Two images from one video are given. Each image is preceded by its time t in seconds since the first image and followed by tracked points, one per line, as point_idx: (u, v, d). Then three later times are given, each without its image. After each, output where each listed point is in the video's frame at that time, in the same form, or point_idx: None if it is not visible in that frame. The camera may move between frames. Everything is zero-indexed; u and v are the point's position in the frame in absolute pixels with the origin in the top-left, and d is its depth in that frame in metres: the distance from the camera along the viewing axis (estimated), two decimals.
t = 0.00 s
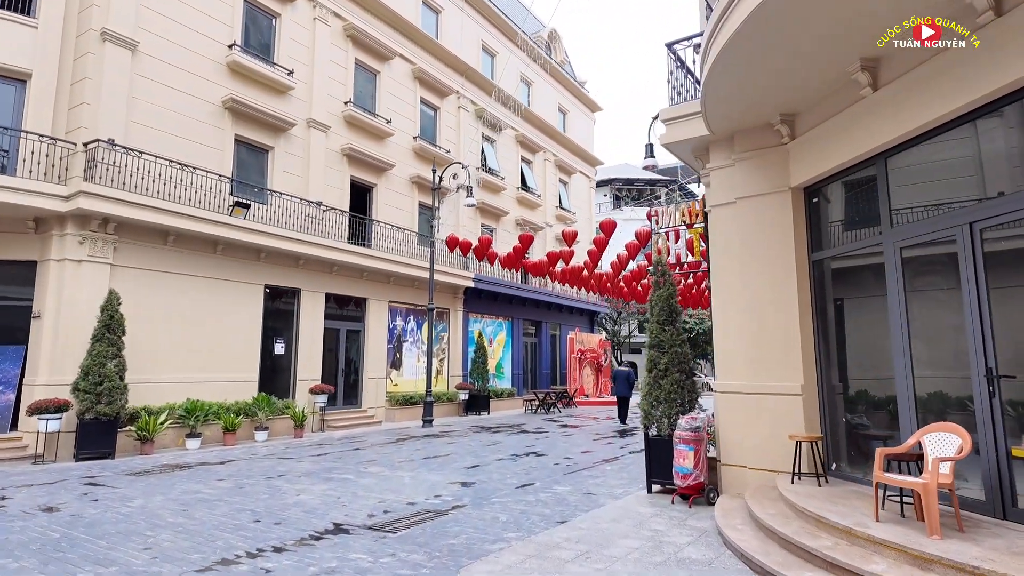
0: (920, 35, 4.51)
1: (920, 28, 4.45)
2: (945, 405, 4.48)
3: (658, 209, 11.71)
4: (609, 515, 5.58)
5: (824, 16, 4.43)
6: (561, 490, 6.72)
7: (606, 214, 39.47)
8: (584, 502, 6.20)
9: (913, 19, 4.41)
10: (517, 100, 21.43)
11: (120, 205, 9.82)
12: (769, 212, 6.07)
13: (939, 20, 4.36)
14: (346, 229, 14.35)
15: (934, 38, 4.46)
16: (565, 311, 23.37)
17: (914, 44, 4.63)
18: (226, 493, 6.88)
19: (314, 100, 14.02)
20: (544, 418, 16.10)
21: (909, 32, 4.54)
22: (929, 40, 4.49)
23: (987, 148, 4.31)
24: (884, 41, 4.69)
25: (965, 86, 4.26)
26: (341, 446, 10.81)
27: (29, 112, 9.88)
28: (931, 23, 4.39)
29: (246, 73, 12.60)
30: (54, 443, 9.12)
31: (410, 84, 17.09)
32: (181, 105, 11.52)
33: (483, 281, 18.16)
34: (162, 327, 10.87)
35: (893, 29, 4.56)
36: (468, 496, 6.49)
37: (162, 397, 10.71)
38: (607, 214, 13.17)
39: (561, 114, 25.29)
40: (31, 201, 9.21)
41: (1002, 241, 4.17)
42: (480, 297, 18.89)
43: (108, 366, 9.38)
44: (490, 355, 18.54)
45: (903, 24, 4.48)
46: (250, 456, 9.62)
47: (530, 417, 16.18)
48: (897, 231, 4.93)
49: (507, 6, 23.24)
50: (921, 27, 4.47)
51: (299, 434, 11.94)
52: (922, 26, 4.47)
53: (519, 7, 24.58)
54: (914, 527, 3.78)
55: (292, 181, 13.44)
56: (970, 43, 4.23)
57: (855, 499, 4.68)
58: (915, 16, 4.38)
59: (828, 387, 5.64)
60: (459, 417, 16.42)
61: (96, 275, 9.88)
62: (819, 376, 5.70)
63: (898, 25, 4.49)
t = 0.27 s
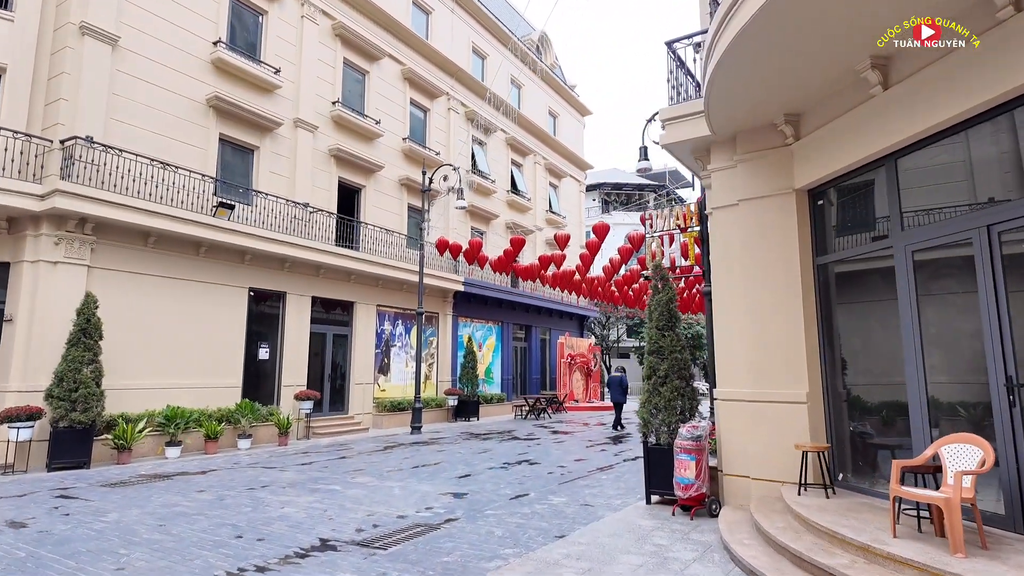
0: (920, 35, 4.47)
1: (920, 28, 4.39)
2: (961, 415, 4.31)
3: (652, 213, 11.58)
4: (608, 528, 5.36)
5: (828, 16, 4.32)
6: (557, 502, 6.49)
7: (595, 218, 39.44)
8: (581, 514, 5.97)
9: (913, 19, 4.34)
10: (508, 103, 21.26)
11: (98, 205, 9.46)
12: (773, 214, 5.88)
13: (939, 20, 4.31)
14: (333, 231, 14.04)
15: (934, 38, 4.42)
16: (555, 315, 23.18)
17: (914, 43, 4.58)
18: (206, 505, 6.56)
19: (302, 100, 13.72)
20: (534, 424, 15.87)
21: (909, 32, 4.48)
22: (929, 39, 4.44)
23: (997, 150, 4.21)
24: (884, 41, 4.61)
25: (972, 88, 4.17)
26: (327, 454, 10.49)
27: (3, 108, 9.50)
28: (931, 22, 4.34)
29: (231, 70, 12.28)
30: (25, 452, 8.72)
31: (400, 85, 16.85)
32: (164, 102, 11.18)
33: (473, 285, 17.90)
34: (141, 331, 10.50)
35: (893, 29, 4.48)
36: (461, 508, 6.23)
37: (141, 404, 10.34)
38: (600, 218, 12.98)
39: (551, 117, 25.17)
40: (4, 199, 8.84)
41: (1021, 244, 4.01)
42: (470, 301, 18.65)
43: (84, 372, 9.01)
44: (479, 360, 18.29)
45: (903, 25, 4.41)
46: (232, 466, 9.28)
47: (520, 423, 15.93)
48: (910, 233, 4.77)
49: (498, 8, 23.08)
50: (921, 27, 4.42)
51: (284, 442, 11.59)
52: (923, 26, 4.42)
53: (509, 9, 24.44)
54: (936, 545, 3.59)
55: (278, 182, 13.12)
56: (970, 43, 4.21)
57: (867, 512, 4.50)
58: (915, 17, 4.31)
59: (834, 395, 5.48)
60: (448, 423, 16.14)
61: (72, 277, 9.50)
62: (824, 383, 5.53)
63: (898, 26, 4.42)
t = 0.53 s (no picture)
0: (920, 35, 4.40)
1: (921, 28, 4.32)
2: (974, 421, 4.16)
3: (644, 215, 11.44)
4: (606, 539, 5.13)
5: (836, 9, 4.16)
6: (551, 511, 6.25)
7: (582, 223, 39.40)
8: (577, 524, 5.75)
9: (914, 19, 4.26)
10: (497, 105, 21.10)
11: (73, 203, 9.10)
12: (774, 214, 5.71)
13: (940, 20, 4.25)
14: (319, 233, 13.73)
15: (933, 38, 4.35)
16: (543, 320, 22.99)
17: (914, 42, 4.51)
18: (183, 517, 6.23)
19: (287, 98, 13.43)
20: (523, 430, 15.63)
21: (910, 31, 4.41)
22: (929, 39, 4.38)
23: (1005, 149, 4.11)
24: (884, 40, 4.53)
25: (979, 87, 4.06)
26: (311, 461, 10.17)
27: None
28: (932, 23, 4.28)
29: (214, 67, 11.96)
30: None
31: (388, 85, 16.60)
32: (144, 98, 10.84)
33: (461, 288, 17.66)
34: (117, 334, 10.12)
35: (894, 29, 4.42)
36: (452, 519, 5.98)
37: (116, 410, 9.94)
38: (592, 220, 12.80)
39: (540, 121, 25.05)
40: None
41: None
42: (458, 305, 18.39)
43: (56, 377, 8.62)
44: (467, 365, 18.02)
45: (903, 24, 4.34)
46: (212, 474, 8.93)
47: (510, 429, 15.69)
48: (918, 233, 4.63)
49: (487, 10, 22.93)
50: (921, 27, 4.34)
51: (266, 449, 11.25)
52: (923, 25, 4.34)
53: (498, 12, 24.31)
54: (956, 557, 3.41)
55: (262, 182, 12.81)
56: (970, 43, 4.13)
57: (878, 522, 4.32)
58: (916, 16, 4.24)
59: (838, 400, 5.32)
60: (436, 429, 15.85)
61: (44, 278, 9.12)
62: (828, 388, 5.37)
63: (898, 25, 4.34)
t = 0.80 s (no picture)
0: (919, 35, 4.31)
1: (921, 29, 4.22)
2: (1003, 431, 3.97)
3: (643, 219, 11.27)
4: (614, 555, 4.89)
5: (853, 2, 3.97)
6: (553, 524, 6.00)
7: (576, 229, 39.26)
8: (581, 538, 5.50)
9: (914, 19, 4.16)
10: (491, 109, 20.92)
11: (56, 203, 8.79)
12: (785, 216, 5.50)
13: (940, 20, 4.16)
14: (310, 236, 13.43)
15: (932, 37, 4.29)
16: (537, 325, 22.76)
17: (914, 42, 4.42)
18: (167, 532, 5.92)
19: (279, 99, 13.16)
20: (519, 437, 15.38)
21: (909, 32, 4.30)
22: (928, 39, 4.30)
23: None
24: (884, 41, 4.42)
25: (989, 88, 3.99)
26: (302, 471, 9.86)
27: None
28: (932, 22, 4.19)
29: (204, 66, 11.68)
30: None
31: (381, 87, 16.37)
32: (131, 97, 10.54)
33: (455, 293, 17.39)
34: (101, 339, 9.78)
35: (893, 29, 4.29)
36: (450, 533, 5.72)
37: (99, 419, 9.59)
38: (589, 224, 12.60)
39: (534, 125, 24.89)
40: None
41: None
42: (452, 310, 18.13)
43: (36, 384, 8.25)
44: (461, 371, 17.74)
45: (903, 25, 4.23)
46: (198, 485, 8.60)
47: (505, 437, 15.41)
48: (940, 235, 4.45)
49: (481, 14, 22.77)
50: (921, 27, 4.25)
51: (255, 458, 10.93)
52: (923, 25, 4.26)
53: (492, 16, 24.17)
54: None
55: (253, 183, 12.52)
56: (970, 43, 4.12)
57: (902, 537, 4.10)
58: (917, 16, 4.13)
59: (853, 408, 5.13)
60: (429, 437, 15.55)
61: (24, 281, 8.78)
62: (842, 396, 5.17)
63: (898, 26, 4.23)
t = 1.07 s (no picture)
0: (920, 35, 4.29)
1: (920, 28, 4.20)
2: None
3: (647, 219, 11.11)
4: (629, 563, 4.69)
5: (851, 2, 3.98)
6: (563, 530, 5.80)
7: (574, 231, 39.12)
8: (593, 545, 5.30)
9: (913, 19, 4.14)
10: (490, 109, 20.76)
11: (49, 199, 8.55)
12: (804, 211, 5.32)
13: (939, 20, 4.15)
14: (308, 235, 13.20)
15: (933, 38, 4.28)
16: (536, 327, 22.57)
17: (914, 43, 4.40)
18: (161, 539, 5.68)
19: (276, 96, 12.95)
20: (519, 440, 15.17)
21: (909, 32, 4.28)
22: (929, 39, 4.28)
23: None
24: (884, 41, 4.39)
25: (988, 92, 4.06)
26: (300, 475, 9.63)
27: None
28: (931, 22, 4.17)
29: (200, 61, 11.46)
30: None
31: (380, 86, 16.18)
32: (126, 92, 10.33)
33: (454, 294, 17.18)
34: (93, 339, 9.53)
35: (893, 30, 4.27)
36: (456, 539, 5.51)
37: (91, 421, 9.34)
38: (593, 224, 12.41)
39: (533, 126, 24.73)
40: None
41: None
42: (451, 311, 17.92)
43: (26, 385, 8.00)
44: (461, 373, 17.53)
45: (903, 25, 4.21)
46: (193, 489, 8.35)
47: (505, 440, 15.21)
48: (970, 230, 4.28)
49: (480, 14, 22.62)
50: (921, 27, 4.23)
51: (252, 462, 10.67)
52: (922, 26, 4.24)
53: (491, 16, 24.02)
54: None
55: (250, 182, 12.30)
56: (970, 43, 4.18)
57: (935, 546, 3.92)
58: (916, 16, 4.11)
59: (875, 411, 4.95)
60: (428, 440, 15.33)
61: (14, 279, 8.53)
62: (863, 398, 4.99)
63: (898, 26, 4.21)
